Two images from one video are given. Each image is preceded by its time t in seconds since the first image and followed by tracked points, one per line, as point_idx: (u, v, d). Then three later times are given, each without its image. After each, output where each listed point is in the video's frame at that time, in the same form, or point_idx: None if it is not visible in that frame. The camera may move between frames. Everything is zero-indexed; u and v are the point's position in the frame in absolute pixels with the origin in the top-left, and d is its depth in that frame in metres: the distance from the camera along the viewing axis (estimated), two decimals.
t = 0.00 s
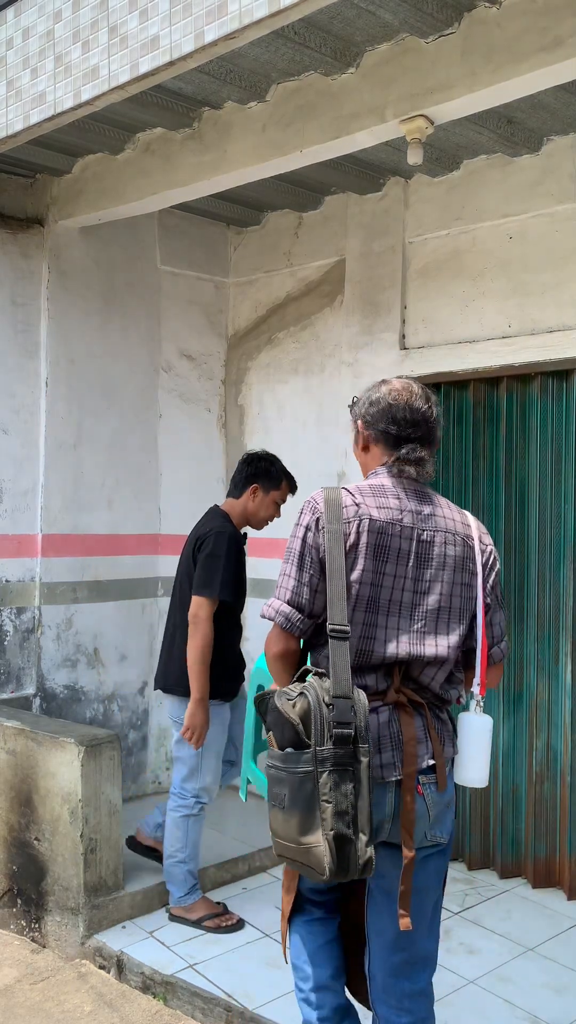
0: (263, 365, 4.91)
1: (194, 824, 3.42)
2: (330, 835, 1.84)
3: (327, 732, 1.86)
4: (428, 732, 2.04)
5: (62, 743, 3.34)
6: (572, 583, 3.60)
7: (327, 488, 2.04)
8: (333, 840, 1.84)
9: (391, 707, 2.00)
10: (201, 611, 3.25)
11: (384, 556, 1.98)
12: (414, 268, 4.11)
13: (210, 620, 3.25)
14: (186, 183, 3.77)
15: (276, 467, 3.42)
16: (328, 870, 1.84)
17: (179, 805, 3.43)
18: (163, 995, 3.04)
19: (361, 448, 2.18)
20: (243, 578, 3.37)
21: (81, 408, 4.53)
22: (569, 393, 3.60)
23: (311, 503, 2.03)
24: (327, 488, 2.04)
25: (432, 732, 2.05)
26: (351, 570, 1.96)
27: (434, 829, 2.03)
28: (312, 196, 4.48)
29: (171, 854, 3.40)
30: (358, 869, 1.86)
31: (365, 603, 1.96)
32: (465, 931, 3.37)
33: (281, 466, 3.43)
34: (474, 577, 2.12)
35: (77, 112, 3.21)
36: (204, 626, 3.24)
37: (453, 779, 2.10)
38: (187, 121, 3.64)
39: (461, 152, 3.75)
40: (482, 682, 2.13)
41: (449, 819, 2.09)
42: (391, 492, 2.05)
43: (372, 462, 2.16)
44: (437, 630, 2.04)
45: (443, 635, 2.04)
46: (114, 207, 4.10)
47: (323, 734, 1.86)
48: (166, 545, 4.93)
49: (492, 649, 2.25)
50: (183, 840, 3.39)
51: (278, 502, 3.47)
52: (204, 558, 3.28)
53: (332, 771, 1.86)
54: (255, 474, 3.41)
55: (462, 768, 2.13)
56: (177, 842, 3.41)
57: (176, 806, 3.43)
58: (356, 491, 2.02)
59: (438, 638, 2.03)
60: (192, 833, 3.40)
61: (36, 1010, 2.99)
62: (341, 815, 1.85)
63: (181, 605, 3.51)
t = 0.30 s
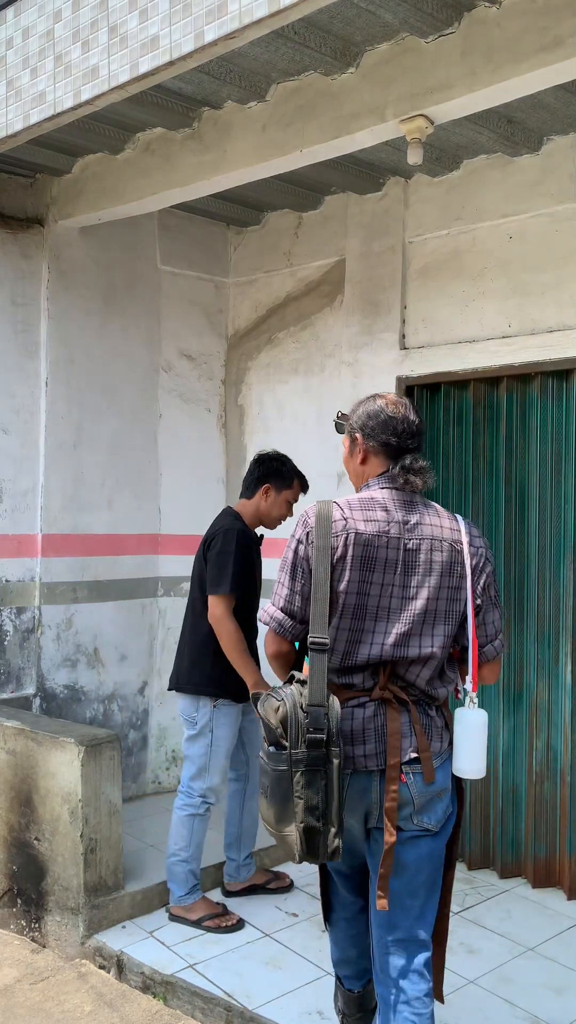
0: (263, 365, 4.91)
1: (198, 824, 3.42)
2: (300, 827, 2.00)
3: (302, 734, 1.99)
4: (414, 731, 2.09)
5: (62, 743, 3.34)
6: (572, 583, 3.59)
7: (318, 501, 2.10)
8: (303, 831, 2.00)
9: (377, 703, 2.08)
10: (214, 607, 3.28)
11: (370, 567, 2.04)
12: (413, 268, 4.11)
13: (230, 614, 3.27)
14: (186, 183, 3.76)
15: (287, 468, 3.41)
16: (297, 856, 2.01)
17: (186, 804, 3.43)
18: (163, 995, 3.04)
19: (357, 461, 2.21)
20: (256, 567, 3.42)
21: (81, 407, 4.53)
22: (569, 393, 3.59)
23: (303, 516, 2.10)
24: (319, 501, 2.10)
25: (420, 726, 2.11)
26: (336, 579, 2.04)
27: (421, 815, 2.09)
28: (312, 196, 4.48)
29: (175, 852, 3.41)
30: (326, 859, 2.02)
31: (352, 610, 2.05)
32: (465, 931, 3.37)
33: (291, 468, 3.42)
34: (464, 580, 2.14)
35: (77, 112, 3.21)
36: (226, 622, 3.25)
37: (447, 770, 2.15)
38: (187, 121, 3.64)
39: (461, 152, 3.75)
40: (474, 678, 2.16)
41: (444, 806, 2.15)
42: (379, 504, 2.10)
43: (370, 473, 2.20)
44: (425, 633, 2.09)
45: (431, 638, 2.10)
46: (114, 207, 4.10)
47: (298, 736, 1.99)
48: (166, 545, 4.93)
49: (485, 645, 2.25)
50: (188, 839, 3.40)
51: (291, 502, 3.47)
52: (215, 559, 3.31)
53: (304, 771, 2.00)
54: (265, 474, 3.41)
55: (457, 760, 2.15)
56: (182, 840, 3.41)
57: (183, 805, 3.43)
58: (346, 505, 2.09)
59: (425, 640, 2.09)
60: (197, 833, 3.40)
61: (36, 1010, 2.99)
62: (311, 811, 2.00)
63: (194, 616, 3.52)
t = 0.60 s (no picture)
0: (263, 365, 4.91)
1: (215, 819, 3.40)
2: (313, 806, 2.15)
3: (313, 723, 2.15)
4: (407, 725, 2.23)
5: (63, 743, 3.34)
6: (572, 582, 3.60)
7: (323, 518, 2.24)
8: (315, 809, 2.15)
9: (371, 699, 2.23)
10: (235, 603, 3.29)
11: (370, 577, 2.18)
12: (413, 268, 4.12)
13: (249, 607, 3.28)
14: (186, 183, 3.77)
15: (295, 467, 3.39)
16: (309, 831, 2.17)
17: (205, 796, 3.42)
18: (163, 995, 3.04)
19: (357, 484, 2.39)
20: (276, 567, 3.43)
21: (81, 408, 4.53)
22: (569, 392, 3.59)
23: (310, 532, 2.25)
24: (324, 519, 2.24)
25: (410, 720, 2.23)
26: (338, 585, 2.18)
27: (406, 800, 2.22)
28: (312, 196, 4.48)
29: (188, 841, 3.39)
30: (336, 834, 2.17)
31: (351, 614, 2.19)
32: (465, 931, 3.37)
33: (302, 466, 3.39)
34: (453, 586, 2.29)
35: (77, 112, 3.21)
36: (245, 614, 3.26)
37: (434, 761, 2.26)
38: (187, 121, 3.64)
39: (461, 152, 3.75)
40: (446, 673, 2.26)
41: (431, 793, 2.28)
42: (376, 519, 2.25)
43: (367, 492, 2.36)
44: (418, 636, 2.24)
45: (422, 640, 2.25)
46: (114, 207, 4.10)
47: (309, 725, 2.15)
48: (166, 545, 4.93)
49: (469, 650, 2.36)
50: (203, 833, 3.38)
51: (297, 497, 3.44)
52: (234, 556, 3.34)
53: (315, 755, 2.15)
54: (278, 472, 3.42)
55: (438, 752, 2.18)
56: (196, 833, 3.40)
57: (204, 797, 3.43)
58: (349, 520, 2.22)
59: (417, 640, 2.24)
60: (213, 828, 3.39)
61: (36, 1010, 2.99)
62: (321, 791, 2.15)
63: (216, 616, 3.53)
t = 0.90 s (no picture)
0: (263, 365, 4.91)
1: (263, 811, 3.43)
2: (313, 736, 2.39)
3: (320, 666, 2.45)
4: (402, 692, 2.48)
5: (63, 743, 3.34)
6: (572, 582, 3.60)
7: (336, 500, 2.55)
8: (314, 741, 2.39)
9: (370, 667, 2.49)
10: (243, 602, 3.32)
11: (371, 552, 2.46)
12: (413, 268, 4.12)
13: (256, 605, 3.30)
14: (186, 183, 3.77)
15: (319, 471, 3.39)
16: (305, 764, 2.40)
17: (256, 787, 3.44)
18: (164, 995, 3.04)
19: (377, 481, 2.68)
20: (294, 567, 3.41)
21: (81, 408, 4.53)
22: (569, 392, 3.59)
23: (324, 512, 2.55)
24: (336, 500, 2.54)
25: (404, 690, 2.48)
26: (343, 557, 2.46)
27: (402, 760, 2.46)
28: (312, 196, 4.48)
29: (232, 827, 3.43)
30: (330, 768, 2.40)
31: (352, 585, 2.46)
32: (465, 931, 3.37)
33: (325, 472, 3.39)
34: (447, 574, 2.55)
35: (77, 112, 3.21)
36: (252, 612, 3.28)
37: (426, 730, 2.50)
38: (187, 121, 3.64)
39: (461, 152, 3.75)
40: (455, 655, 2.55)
41: (428, 753, 2.52)
42: (382, 504, 2.54)
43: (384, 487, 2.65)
44: (414, 611, 2.50)
45: (416, 619, 2.50)
46: (114, 206, 4.10)
47: (318, 666, 2.45)
48: (166, 546, 4.92)
49: (470, 631, 2.60)
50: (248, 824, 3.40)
51: (318, 502, 3.44)
52: (248, 555, 3.36)
53: (320, 693, 2.42)
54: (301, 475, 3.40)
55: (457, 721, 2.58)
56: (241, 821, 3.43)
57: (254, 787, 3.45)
58: (358, 502, 2.51)
59: (411, 618, 2.49)
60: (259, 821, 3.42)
61: (36, 1010, 2.99)
62: (322, 724, 2.40)
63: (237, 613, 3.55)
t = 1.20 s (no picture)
0: (263, 365, 4.91)
1: (297, 809, 3.49)
2: (313, 728, 2.64)
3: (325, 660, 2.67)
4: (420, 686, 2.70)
5: (63, 743, 3.34)
6: (572, 582, 3.60)
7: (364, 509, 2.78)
8: (314, 733, 2.63)
9: (391, 666, 2.71)
10: (259, 601, 3.35)
11: (397, 557, 2.69)
12: (413, 268, 4.12)
13: (271, 605, 3.34)
14: (186, 183, 3.76)
15: (341, 477, 3.42)
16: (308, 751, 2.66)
17: (287, 792, 3.49)
18: (164, 995, 3.04)
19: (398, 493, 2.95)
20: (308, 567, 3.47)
21: (81, 408, 4.53)
22: (569, 392, 3.59)
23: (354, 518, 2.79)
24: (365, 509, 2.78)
25: (422, 687, 2.70)
26: (370, 561, 2.70)
27: (422, 750, 2.70)
28: (312, 196, 4.48)
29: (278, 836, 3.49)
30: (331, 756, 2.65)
31: (377, 588, 2.70)
32: (465, 931, 3.37)
33: (347, 478, 3.43)
34: (464, 580, 2.79)
35: (77, 112, 3.21)
36: (268, 612, 3.32)
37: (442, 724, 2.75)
38: (187, 121, 3.64)
39: (461, 152, 3.75)
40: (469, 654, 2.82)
41: (444, 742, 2.77)
42: (406, 514, 2.78)
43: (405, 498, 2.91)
44: (434, 613, 2.73)
45: (435, 621, 2.72)
46: (114, 207, 4.10)
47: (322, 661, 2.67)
48: (166, 546, 4.92)
49: (478, 636, 2.85)
50: (290, 825, 3.48)
51: (340, 509, 3.47)
52: (267, 550, 3.40)
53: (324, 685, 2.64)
54: (322, 480, 3.43)
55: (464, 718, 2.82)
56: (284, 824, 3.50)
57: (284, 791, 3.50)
58: (385, 511, 2.75)
59: (431, 620, 2.72)
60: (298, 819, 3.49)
61: (36, 1010, 2.99)
62: (322, 718, 2.63)
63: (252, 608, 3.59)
